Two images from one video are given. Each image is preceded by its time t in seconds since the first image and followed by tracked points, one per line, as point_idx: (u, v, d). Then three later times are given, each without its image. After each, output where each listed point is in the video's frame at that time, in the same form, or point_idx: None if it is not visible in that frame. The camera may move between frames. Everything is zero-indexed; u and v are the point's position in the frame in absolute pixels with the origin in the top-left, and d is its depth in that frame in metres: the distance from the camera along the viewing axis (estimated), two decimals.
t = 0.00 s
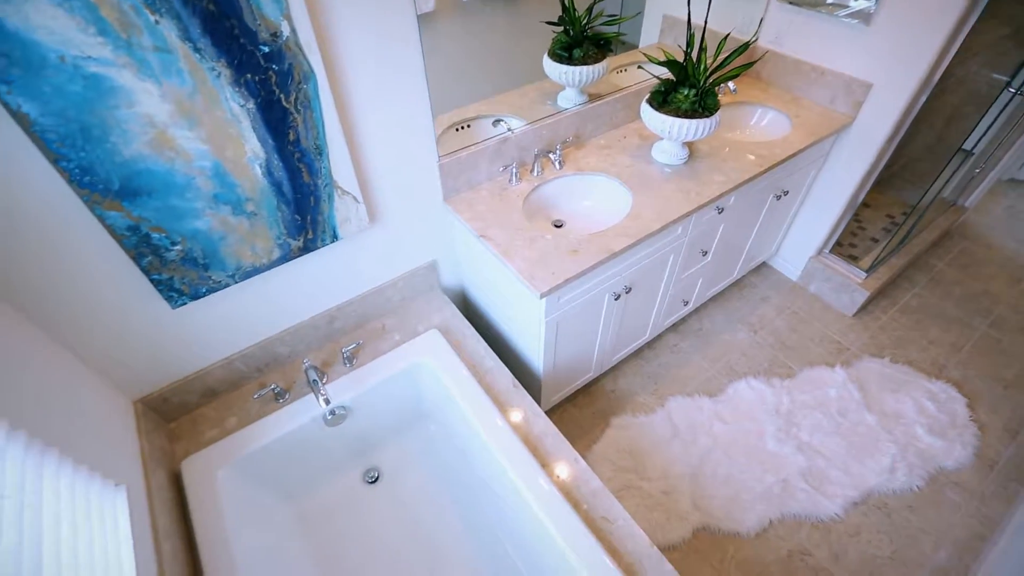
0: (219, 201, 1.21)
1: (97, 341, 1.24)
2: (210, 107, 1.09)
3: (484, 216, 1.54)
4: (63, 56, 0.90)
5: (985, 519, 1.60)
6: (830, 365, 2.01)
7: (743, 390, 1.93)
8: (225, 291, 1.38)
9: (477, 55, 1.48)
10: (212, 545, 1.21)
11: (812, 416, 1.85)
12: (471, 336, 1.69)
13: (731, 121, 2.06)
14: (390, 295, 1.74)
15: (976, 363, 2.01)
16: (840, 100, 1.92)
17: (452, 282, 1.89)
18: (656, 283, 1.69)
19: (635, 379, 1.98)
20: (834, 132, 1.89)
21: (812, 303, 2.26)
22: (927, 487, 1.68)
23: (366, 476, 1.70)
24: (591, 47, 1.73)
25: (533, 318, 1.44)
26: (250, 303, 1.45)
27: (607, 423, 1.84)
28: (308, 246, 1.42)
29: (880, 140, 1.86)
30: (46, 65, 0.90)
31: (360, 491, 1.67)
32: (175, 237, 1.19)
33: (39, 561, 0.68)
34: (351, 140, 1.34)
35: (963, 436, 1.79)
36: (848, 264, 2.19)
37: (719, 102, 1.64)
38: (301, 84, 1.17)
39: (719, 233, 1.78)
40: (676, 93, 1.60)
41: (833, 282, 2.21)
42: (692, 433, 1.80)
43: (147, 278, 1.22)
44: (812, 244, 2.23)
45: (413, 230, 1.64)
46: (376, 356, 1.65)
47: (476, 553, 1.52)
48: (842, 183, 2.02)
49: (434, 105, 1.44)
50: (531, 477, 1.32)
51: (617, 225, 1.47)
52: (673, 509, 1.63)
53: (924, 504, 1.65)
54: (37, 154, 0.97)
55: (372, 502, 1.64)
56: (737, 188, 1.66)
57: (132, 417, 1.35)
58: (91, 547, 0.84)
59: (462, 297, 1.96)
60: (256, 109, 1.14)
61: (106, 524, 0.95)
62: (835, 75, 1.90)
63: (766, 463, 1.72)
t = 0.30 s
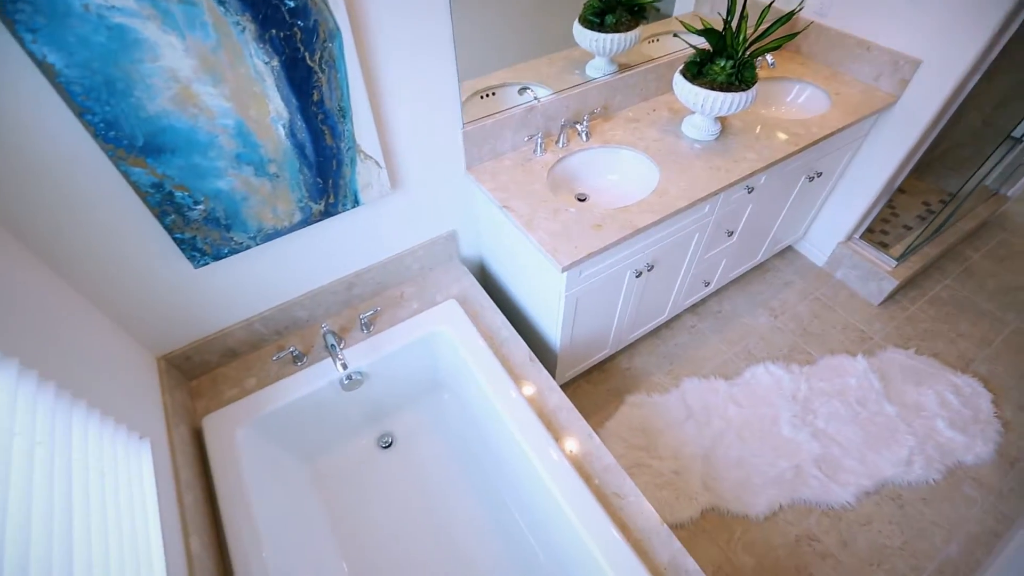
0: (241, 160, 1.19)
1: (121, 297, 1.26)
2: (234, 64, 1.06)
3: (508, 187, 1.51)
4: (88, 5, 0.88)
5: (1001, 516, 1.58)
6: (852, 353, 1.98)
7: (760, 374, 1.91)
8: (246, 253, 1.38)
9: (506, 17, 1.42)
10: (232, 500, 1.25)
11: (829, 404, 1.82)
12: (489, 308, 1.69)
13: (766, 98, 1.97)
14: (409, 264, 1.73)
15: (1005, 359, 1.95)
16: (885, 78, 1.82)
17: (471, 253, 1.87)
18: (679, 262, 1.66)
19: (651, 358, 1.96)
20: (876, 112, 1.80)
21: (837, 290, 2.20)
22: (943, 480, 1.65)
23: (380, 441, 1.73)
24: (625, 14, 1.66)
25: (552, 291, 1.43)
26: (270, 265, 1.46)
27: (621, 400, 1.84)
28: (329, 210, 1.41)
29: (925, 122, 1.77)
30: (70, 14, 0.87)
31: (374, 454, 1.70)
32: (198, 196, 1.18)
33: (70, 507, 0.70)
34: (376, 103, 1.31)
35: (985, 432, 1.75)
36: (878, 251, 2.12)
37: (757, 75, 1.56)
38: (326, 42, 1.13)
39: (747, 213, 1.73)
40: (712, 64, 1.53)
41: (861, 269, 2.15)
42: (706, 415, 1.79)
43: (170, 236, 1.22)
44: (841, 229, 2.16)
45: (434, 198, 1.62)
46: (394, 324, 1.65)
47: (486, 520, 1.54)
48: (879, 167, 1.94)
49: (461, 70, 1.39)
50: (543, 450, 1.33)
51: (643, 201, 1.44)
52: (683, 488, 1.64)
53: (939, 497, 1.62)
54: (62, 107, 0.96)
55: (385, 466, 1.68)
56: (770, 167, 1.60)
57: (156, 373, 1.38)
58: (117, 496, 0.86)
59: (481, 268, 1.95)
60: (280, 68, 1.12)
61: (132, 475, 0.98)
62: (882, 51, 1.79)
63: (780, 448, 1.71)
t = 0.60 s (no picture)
0: (268, 126, 1.19)
1: (148, 259, 1.28)
2: (263, 26, 1.05)
3: (533, 163, 1.49)
4: None
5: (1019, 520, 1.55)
6: (875, 348, 1.93)
7: (779, 365, 1.88)
8: (270, 219, 1.39)
9: None
10: (251, 461, 1.28)
11: (849, 398, 1.79)
12: (508, 285, 1.68)
13: (804, 80, 1.90)
14: (430, 237, 1.73)
15: None
16: (934, 62, 1.73)
17: (492, 229, 1.86)
18: (703, 248, 1.63)
19: (668, 343, 1.95)
20: (921, 99, 1.72)
21: (864, 283, 2.15)
22: (962, 481, 1.63)
23: (395, 412, 1.75)
24: None
25: (574, 271, 1.41)
26: (294, 233, 1.47)
27: (635, 384, 1.84)
28: (353, 180, 1.41)
29: (973, 111, 1.68)
30: None
31: (389, 425, 1.73)
32: (224, 160, 1.19)
33: (99, 458, 0.72)
34: (404, 71, 1.29)
35: (1009, 436, 1.71)
36: (911, 246, 2.05)
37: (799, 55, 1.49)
38: (356, 6, 1.11)
39: (777, 200, 1.68)
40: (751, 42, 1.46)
41: (891, 263, 2.09)
42: (721, 403, 1.78)
43: (197, 200, 1.23)
44: (874, 221, 2.09)
45: (459, 172, 1.61)
46: (413, 297, 1.66)
47: (497, 495, 1.56)
48: (919, 157, 1.86)
49: (490, 40, 1.36)
50: (556, 427, 1.33)
51: (671, 182, 1.40)
52: (694, 474, 1.64)
53: (956, 498, 1.60)
54: (94, 65, 0.96)
55: (399, 436, 1.70)
56: (805, 153, 1.55)
57: (180, 334, 1.41)
58: (143, 450, 0.89)
59: (502, 245, 1.94)
60: (309, 32, 1.10)
61: (158, 431, 1.01)
62: (933, 33, 1.70)
63: (795, 440, 1.69)
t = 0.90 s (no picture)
0: (298, 97, 1.18)
1: (177, 226, 1.29)
2: None
3: (562, 145, 1.46)
4: None
5: None
6: (902, 352, 1.88)
7: (801, 363, 1.85)
8: (297, 191, 1.39)
9: None
10: (271, 429, 1.31)
11: (871, 401, 1.75)
12: (530, 268, 1.67)
13: (846, 71, 1.83)
14: (453, 217, 1.72)
15: None
16: (990, 55, 1.64)
17: (516, 211, 1.85)
18: (731, 240, 1.59)
19: (687, 335, 1.92)
20: (974, 94, 1.63)
21: (895, 284, 2.08)
22: (984, 492, 1.59)
23: (411, 389, 1.77)
24: None
25: (598, 257, 1.39)
26: (320, 206, 1.47)
27: (652, 374, 1.82)
28: (380, 155, 1.40)
29: None
30: None
31: (405, 402, 1.75)
32: (254, 130, 1.19)
33: (128, 419, 0.74)
34: (436, 45, 1.26)
35: None
36: (948, 248, 1.98)
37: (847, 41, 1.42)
38: None
39: (812, 194, 1.63)
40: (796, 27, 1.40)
41: (925, 265, 2.02)
42: (739, 398, 1.76)
43: (226, 169, 1.24)
44: (910, 221, 2.02)
45: (486, 152, 1.59)
46: (434, 275, 1.66)
47: (509, 477, 1.58)
48: (965, 156, 1.78)
49: (525, 15, 1.32)
50: (572, 413, 1.33)
51: (703, 171, 1.36)
52: (707, 468, 1.63)
53: (976, 508, 1.56)
54: (130, 29, 0.96)
55: (415, 414, 1.72)
56: (845, 146, 1.49)
57: (205, 302, 1.43)
58: (169, 413, 0.90)
59: (525, 228, 1.92)
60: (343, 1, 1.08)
61: (183, 395, 1.03)
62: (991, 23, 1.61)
63: (813, 440, 1.67)
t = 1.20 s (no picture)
0: (329, 70, 1.17)
1: (205, 195, 1.30)
2: None
3: (593, 130, 1.43)
4: None
5: None
6: (931, 360, 1.83)
7: (824, 365, 1.81)
8: (323, 165, 1.39)
9: None
10: (289, 401, 1.32)
11: (895, 408, 1.71)
12: (553, 254, 1.65)
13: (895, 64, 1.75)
14: (478, 199, 1.70)
15: None
16: None
17: (542, 196, 1.82)
18: (761, 236, 1.55)
19: (708, 331, 1.89)
20: None
21: (928, 291, 2.02)
22: (1007, 508, 1.54)
23: (427, 369, 1.78)
24: None
25: (623, 247, 1.37)
26: (345, 182, 1.47)
27: (670, 368, 1.80)
28: (408, 133, 1.38)
29: None
30: None
31: (420, 382, 1.76)
32: (284, 101, 1.18)
33: (153, 383, 0.74)
34: (470, 22, 1.23)
35: None
36: (988, 256, 1.90)
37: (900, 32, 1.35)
38: None
39: (848, 192, 1.57)
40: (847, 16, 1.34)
41: (962, 272, 1.95)
42: (757, 397, 1.73)
43: (254, 140, 1.23)
44: (948, 226, 1.94)
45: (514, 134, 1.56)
46: (455, 257, 1.65)
47: (520, 462, 1.58)
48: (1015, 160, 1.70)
49: None
50: (587, 403, 1.32)
51: (738, 163, 1.32)
52: (720, 465, 1.61)
53: (997, 524, 1.52)
54: None
55: (429, 394, 1.73)
56: (888, 143, 1.43)
57: (229, 273, 1.44)
58: (191, 380, 0.92)
59: (549, 212, 1.90)
60: None
61: (205, 362, 1.04)
62: None
63: (831, 444, 1.63)
